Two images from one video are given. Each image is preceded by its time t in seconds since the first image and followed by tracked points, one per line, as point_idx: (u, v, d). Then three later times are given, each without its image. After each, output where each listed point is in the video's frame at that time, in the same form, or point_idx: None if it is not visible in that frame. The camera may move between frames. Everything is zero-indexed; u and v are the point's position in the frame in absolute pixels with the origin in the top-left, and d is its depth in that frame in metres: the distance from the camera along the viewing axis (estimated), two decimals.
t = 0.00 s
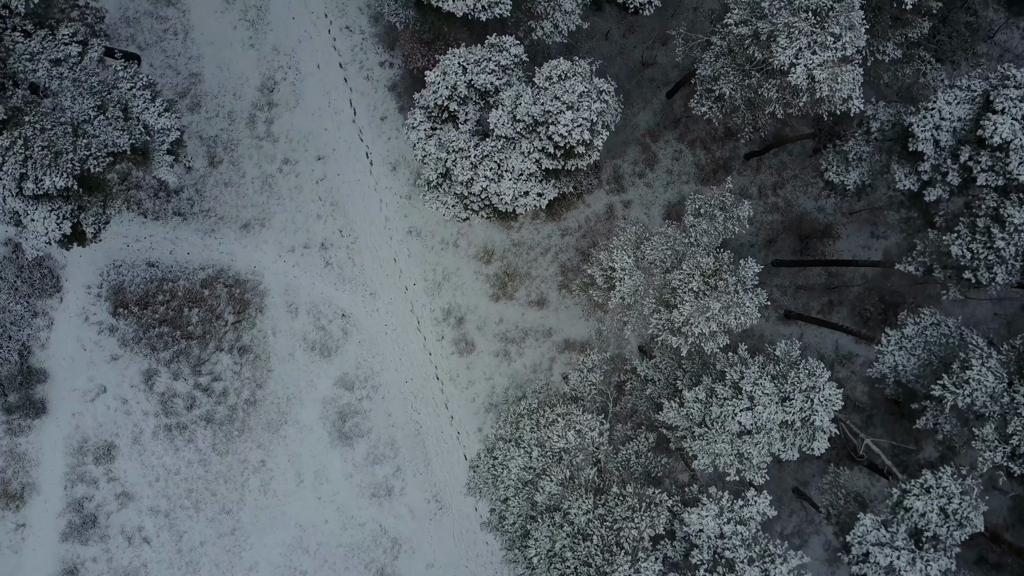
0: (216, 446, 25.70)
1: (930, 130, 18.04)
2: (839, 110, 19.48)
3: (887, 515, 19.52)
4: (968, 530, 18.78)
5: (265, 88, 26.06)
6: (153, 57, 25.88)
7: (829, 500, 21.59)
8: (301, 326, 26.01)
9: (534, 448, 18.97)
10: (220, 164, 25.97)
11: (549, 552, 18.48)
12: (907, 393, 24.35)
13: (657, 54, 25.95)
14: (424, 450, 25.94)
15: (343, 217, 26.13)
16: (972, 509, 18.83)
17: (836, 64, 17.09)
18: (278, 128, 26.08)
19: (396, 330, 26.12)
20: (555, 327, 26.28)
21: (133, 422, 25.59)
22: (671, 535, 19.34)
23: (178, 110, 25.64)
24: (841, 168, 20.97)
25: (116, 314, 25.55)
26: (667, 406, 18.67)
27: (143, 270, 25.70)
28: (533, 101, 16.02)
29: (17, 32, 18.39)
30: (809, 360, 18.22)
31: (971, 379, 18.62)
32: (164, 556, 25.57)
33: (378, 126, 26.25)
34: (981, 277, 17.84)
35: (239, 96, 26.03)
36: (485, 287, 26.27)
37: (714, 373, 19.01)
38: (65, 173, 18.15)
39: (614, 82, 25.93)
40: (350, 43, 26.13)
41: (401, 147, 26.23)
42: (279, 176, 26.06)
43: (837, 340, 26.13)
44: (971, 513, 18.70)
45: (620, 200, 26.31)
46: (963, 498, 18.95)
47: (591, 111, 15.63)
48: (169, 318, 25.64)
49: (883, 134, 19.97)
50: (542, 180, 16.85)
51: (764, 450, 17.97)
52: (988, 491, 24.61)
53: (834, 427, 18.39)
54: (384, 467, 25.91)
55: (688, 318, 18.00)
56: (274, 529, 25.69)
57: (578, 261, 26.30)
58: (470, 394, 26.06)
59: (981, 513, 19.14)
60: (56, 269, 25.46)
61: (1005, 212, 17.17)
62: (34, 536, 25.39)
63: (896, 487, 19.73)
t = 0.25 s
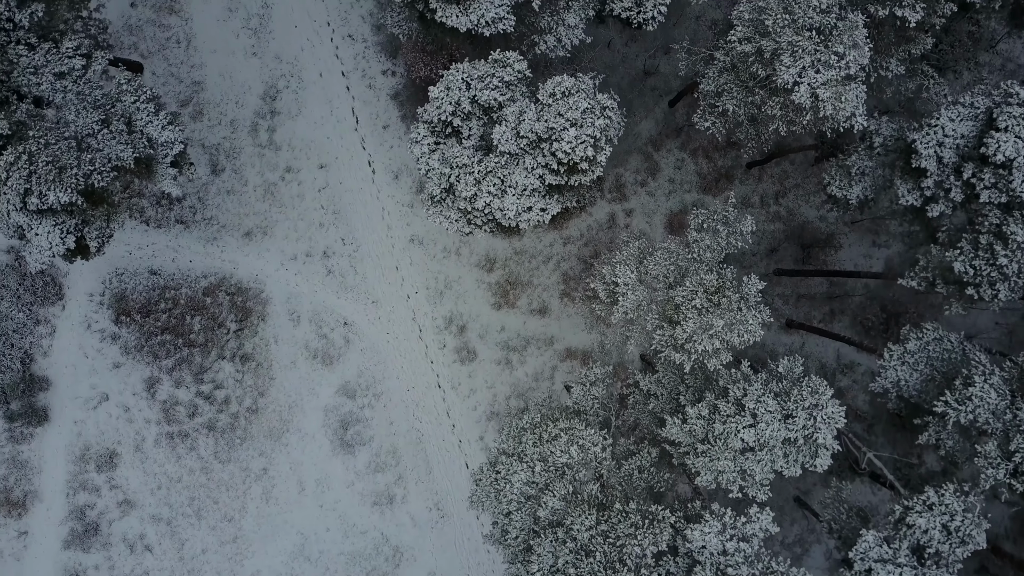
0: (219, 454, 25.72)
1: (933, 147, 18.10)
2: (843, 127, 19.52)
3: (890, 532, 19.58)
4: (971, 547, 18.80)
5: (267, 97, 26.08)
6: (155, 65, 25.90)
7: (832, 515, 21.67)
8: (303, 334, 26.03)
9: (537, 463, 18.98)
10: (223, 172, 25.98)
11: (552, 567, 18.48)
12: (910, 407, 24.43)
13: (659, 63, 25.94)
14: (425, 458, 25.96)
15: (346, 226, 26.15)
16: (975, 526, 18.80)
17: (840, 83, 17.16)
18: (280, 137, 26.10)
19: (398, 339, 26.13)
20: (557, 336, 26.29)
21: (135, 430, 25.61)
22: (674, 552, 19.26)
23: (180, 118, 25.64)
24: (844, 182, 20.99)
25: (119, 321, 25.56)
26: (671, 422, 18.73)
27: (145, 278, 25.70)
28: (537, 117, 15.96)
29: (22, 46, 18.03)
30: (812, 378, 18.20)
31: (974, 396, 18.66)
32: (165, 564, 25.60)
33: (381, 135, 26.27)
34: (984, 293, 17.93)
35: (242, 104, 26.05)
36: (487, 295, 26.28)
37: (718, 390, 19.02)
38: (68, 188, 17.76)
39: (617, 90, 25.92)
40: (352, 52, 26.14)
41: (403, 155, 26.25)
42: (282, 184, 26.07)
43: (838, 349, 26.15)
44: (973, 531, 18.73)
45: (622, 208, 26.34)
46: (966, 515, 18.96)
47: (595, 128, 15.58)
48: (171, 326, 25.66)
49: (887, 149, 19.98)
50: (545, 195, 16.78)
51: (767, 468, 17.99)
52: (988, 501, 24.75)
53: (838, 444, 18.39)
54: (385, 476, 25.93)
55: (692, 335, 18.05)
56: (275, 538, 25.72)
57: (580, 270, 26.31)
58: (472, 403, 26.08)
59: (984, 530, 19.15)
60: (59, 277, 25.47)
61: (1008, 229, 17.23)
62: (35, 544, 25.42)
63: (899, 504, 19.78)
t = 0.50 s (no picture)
0: (220, 462, 25.74)
1: (936, 164, 18.09)
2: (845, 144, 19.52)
3: (891, 548, 19.70)
4: (972, 564, 18.91)
5: (269, 105, 26.10)
6: (158, 74, 25.90)
7: (833, 530, 21.77)
8: (305, 342, 26.04)
9: (539, 478, 19.01)
10: (225, 180, 26.00)
11: None
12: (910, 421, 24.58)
13: (661, 72, 25.92)
14: (426, 467, 25.99)
15: (347, 234, 26.17)
16: (976, 544, 18.92)
17: (843, 103, 17.13)
18: (282, 145, 26.12)
19: (399, 347, 26.15)
20: (558, 344, 26.30)
21: (137, 438, 25.62)
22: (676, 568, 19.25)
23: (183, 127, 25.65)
24: (846, 198, 21.00)
25: (120, 330, 25.56)
26: (673, 439, 18.78)
27: (147, 287, 25.71)
28: (540, 134, 15.92)
29: (23, 58, 16.31)
30: (815, 397, 18.42)
31: (976, 413, 18.93)
32: (167, 572, 25.64)
33: (382, 143, 26.30)
34: (986, 310, 18.02)
35: (243, 113, 26.07)
36: (488, 304, 26.29)
37: (720, 407, 19.00)
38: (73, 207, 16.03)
39: (619, 100, 25.90)
40: (354, 60, 26.16)
41: (405, 164, 26.28)
42: (283, 193, 26.09)
43: (839, 358, 26.18)
44: (974, 548, 18.83)
45: (623, 217, 26.34)
46: (968, 533, 19.03)
47: (598, 145, 15.55)
48: (173, 335, 25.67)
49: (889, 165, 20.04)
50: (548, 212, 16.75)
51: (769, 485, 18.03)
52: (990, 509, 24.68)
53: (840, 461, 18.44)
54: (386, 484, 25.95)
55: (694, 353, 18.07)
56: (277, 546, 25.75)
57: (582, 278, 26.31)
58: (473, 412, 26.09)
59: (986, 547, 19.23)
60: (60, 285, 25.45)
61: (1010, 246, 17.31)
62: (37, 551, 25.44)
63: (901, 521, 19.88)
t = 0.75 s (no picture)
0: (222, 470, 25.77)
1: (938, 181, 18.09)
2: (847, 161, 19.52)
3: (893, 566, 19.74)
4: None
5: (271, 114, 26.11)
6: (160, 82, 25.92)
7: (835, 545, 21.84)
8: (306, 351, 26.05)
9: (541, 493, 19.06)
10: (226, 189, 26.02)
11: None
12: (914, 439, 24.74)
13: (663, 81, 25.90)
14: (428, 475, 26.00)
15: (349, 242, 26.18)
16: (977, 561, 18.90)
17: (845, 122, 17.09)
18: (284, 154, 26.13)
19: (401, 356, 26.15)
20: (559, 353, 26.29)
21: (139, 447, 25.65)
22: None
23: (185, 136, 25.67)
24: (848, 213, 21.02)
25: (122, 338, 25.58)
26: (675, 456, 18.87)
27: (149, 295, 25.73)
28: (543, 151, 15.90)
29: (26, 72, 16.29)
30: (816, 414, 18.44)
31: (977, 431, 18.93)
32: None
33: (384, 152, 26.31)
34: (988, 326, 18.02)
35: (245, 121, 26.08)
36: (490, 312, 26.28)
37: (722, 424, 19.18)
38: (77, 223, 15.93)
39: (621, 109, 25.88)
40: (356, 69, 26.17)
41: (407, 173, 26.29)
42: (285, 201, 26.10)
43: (840, 368, 26.21)
44: (975, 566, 18.81)
45: (625, 226, 26.33)
46: (970, 551, 19.02)
47: (601, 162, 15.54)
48: (175, 343, 25.69)
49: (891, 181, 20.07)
50: (550, 227, 16.73)
51: (770, 502, 18.03)
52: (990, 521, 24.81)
53: (842, 478, 18.46)
54: (388, 492, 25.97)
55: (696, 370, 18.08)
56: (278, 555, 25.77)
57: (583, 287, 26.31)
58: (474, 420, 26.08)
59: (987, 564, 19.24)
60: (62, 293, 25.48)
61: (1012, 264, 17.25)
62: (38, 560, 25.46)
63: (903, 537, 19.94)
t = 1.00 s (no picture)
0: (223, 479, 25.79)
1: (939, 199, 18.14)
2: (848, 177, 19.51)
3: None
4: None
5: (272, 122, 26.13)
6: (162, 91, 25.92)
7: (836, 561, 21.92)
8: (307, 359, 26.07)
9: (542, 509, 19.08)
10: (228, 198, 26.03)
11: None
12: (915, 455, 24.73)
13: (664, 91, 25.88)
14: (429, 484, 26.03)
15: (350, 251, 26.19)
16: None
17: (847, 142, 17.04)
18: (286, 163, 26.15)
19: (402, 365, 26.16)
20: (560, 362, 26.28)
21: (140, 455, 25.66)
22: None
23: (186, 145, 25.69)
24: (850, 228, 21.02)
25: (123, 347, 25.59)
26: (676, 473, 18.92)
27: (150, 304, 25.75)
28: (545, 168, 15.87)
29: (29, 86, 16.23)
30: (817, 433, 18.52)
31: (979, 448, 19.04)
32: None
33: (386, 161, 26.33)
34: (989, 344, 18.06)
35: (247, 130, 26.10)
36: (491, 321, 26.26)
37: (723, 441, 19.34)
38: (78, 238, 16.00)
39: (622, 119, 25.86)
40: (358, 78, 26.20)
41: (408, 182, 26.31)
42: (287, 210, 26.13)
43: (841, 378, 26.23)
44: None
45: (626, 235, 26.31)
46: (970, 569, 19.06)
47: (603, 180, 15.52)
48: (176, 352, 25.71)
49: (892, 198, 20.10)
50: (552, 243, 16.70)
51: (771, 520, 18.04)
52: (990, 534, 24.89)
53: (842, 496, 18.50)
54: (389, 501, 25.99)
55: (698, 389, 18.11)
56: (278, 564, 25.79)
57: (584, 297, 26.30)
58: (475, 429, 26.09)
59: None
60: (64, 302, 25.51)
61: (1012, 282, 17.28)
62: (39, 568, 25.47)
63: (904, 555, 20.02)
